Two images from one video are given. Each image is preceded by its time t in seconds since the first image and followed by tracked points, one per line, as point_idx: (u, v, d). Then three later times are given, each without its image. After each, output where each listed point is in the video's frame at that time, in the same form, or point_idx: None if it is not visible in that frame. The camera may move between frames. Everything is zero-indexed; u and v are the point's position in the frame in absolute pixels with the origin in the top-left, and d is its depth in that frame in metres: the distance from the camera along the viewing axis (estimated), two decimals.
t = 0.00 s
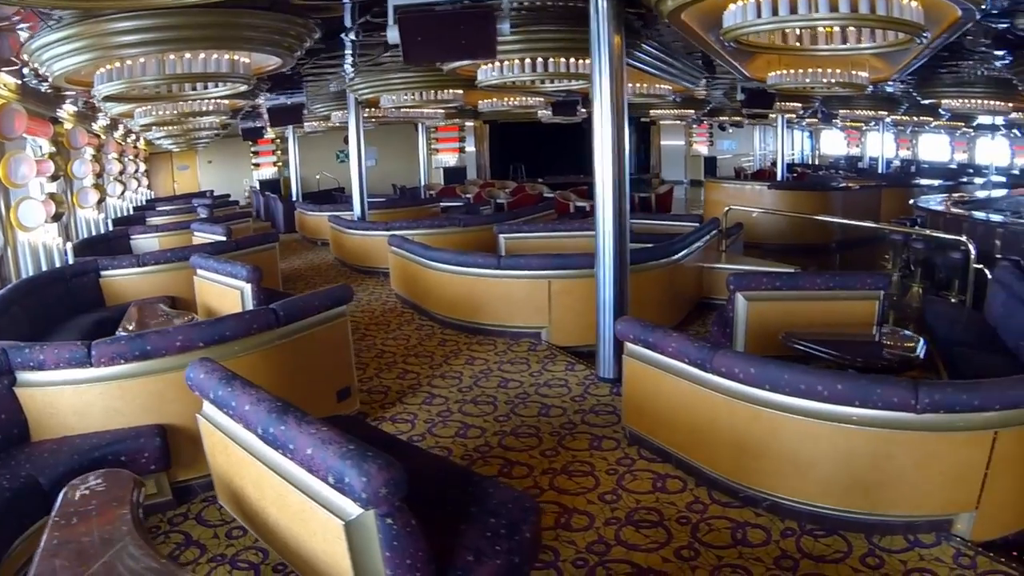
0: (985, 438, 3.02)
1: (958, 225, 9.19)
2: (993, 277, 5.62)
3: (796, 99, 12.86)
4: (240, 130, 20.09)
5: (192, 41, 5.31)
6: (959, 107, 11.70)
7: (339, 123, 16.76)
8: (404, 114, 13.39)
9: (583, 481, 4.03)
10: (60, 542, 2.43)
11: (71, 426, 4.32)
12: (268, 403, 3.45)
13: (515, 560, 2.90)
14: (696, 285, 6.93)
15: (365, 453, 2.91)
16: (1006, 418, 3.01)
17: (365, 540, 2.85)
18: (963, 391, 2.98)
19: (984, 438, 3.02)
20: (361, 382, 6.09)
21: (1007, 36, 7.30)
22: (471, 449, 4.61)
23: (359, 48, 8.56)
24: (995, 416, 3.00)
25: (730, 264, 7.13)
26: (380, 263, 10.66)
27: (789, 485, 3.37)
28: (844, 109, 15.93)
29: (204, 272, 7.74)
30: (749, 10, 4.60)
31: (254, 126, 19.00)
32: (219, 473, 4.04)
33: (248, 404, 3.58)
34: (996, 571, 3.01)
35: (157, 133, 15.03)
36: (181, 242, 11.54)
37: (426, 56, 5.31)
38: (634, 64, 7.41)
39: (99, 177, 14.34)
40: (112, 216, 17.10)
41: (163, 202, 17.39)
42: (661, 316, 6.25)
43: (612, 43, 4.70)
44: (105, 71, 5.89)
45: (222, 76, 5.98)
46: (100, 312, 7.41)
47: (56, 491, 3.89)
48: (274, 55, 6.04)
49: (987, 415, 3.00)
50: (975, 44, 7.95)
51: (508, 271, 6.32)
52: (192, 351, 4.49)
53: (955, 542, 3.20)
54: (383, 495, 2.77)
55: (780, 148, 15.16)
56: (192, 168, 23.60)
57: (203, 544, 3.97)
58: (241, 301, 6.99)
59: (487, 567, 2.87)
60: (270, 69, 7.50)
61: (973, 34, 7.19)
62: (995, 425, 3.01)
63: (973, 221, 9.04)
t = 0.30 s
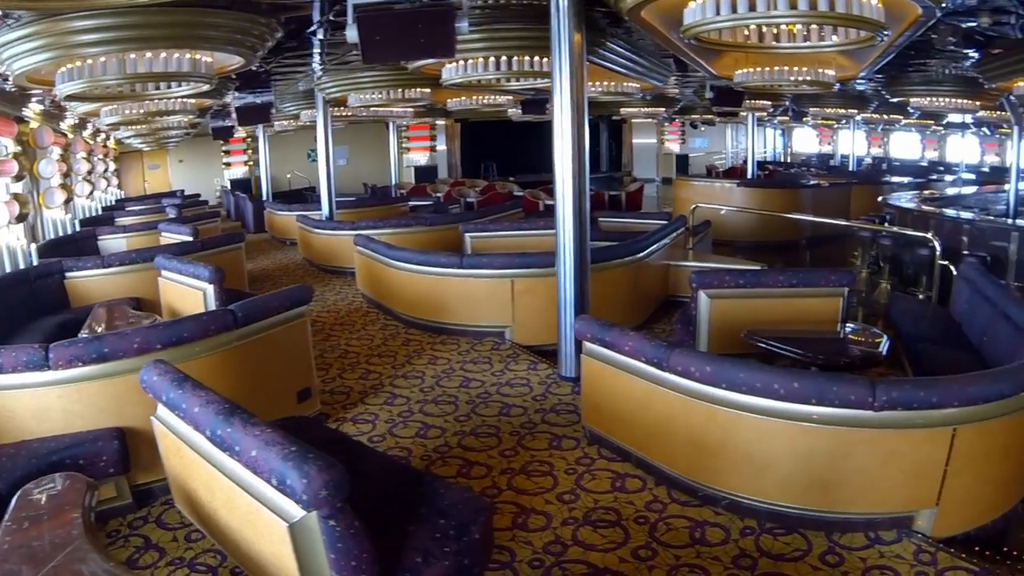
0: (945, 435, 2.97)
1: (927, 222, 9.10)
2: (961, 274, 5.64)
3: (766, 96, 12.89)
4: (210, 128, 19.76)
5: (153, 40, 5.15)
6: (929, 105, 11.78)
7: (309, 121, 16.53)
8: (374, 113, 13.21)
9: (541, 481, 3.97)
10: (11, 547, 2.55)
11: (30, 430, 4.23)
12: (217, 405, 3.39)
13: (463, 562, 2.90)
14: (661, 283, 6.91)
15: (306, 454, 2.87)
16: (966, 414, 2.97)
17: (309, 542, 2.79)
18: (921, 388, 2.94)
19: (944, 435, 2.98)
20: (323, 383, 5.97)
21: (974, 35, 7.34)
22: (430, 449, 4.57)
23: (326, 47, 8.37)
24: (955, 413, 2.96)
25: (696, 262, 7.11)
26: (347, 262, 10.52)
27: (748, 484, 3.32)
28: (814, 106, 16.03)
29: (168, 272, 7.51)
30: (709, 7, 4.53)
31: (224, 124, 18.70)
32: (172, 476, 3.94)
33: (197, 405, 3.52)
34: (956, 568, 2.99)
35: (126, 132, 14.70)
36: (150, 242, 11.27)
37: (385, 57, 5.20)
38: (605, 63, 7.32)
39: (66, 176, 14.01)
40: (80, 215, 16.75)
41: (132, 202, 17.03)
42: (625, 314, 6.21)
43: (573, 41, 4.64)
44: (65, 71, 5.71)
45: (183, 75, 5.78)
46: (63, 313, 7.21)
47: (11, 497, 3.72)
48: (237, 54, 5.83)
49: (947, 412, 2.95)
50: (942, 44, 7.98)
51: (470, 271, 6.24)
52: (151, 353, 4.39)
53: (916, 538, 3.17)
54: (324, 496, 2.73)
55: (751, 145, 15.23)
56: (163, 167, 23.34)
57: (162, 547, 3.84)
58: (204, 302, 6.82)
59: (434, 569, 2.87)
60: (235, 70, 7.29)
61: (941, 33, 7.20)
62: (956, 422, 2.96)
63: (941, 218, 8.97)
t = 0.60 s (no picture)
0: (911, 437, 2.90)
1: (896, 222, 9.05)
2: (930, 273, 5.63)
3: (736, 97, 12.93)
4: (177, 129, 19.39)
5: (113, 42, 4.97)
6: (899, 104, 11.84)
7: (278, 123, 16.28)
8: (343, 114, 13.03)
9: (502, 486, 3.88)
10: None
11: None
12: (165, 415, 3.26)
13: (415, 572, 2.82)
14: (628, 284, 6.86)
15: (249, 465, 2.75)
16: (933, 416, 2.89)
17: (254, 554, 2.67)
18: (886, 390, 2.86)
19: (910, 437, 2.90)
20: (284, 388, 5.82)
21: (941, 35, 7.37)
22: (391, 454, 4.47)
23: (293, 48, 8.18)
24: (921, 415, 2.89)
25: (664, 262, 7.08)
26: (313, 265, 10.34)
27: (711, 489, 3.22)
28: (784, 106, 16.14)
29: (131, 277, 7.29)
30: (670, 6, 4.42)
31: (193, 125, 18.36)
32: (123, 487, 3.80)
33: (146, 415, 3.38)
34: (923, 571, 2.91)
35: (92, 134, 14.28)
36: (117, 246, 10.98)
37: (342, 58, 5.05)
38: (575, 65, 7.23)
39: (30, 179, 13.62)
40: (46, 219, 16.31)
41: (100, 204, 16.62)
42: (591, 316, 6.15)
43: (534, 40, 4.55)
44: (24, 72, 5.51)
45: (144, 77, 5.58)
46: (24, 320, 6.96)
47: None
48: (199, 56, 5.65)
49: (913, 414, 2.88)
50: (909, 44, 8.03)
51: (434, 273, 6.13)
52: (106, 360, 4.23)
53: (883, 542, 3.07)
54: (268, 508, 2.61)
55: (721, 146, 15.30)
56: (132, 168, 22.50)
57: (120, 557, 3.66)
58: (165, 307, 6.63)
59: None
60: (196, 72, 7.09)
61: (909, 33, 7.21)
62: (922, 424, 2.89)
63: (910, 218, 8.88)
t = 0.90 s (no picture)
0: (886, 446, 2.80)
1: (870, 222, 9.09)
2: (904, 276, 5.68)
3: (710, 98, 12.93)
4: (148, 132, 19.01)
5: (74, 45, 4.74)
6: (873, 106, 11.87)
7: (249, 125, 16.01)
8: (315, 117, 12.80)
9: (466, 497, 3.76)
10: None
11: None
12: (110, 429, 3.09)
13: None
14: (599, 288, 6.79)
15: (189, 484, 2.60)
16: (907, 423, 2.80)
17: None
18: (859, 398, 2.76)
19: (884, 445, 2.80)
20: (247, 397, 5.65)
21: (916, 36, 7.34)
22: (354, 465, 4.33)
23: (261, 50, 7.97)
24: (895, 423, 2.79)
25: (636, 265, 7.01)
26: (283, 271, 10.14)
27: (680, 501, 3.09)
28: (759, 107, 16.18)
29: (94, 284, 7.04)
30: (636, 3, 4.12)
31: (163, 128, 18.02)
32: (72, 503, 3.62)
33: (93, 429, 3.20)
34: None
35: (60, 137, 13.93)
36: (84, 252, 10.70)
37: (304, 60, 4.82)
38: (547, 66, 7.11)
39: None
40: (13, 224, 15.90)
41: (70, 208, 16.24)
42: (560, 322, 6.05)
43: (500, 41, 4.42)
44: None
45: (104, 80, 5.34)
46: None
47: None
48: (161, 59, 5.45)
49: (887, 421, 2.78)
50: (882, 44, 8.01)
51: (401, 278, 6.00)
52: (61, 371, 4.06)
53: (858, 552, 2.99)
54: (208, 530, 2.46)
55: (696, 147, 15.29)
56: (104, 172, 21.88)
57: None
58: (128, 315, 6.40)
59: None
60: (160, 75, 6.87)
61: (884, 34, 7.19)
62: (896, 431, 2.79)
63: (884, 218, 8.86)
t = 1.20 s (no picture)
0: (868, 460, 2.70)
1: (850, 225, 9.02)
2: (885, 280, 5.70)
3: (688, 100, 12.89)
4: (121, 136, 18.63)
5: (37, 47, 4.57)
6: (852, 108, 11.87)
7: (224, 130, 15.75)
8: (290, 122, 12.59)
9: (434, 514, 3.61)
10: None
11: None
12: (55, 452, 2.91)
13: None
14: (575, 293, 6.70)
15: (130, 512, 2.45)
16: (890, 437, 2.71)
17: None
18: (840, 411, 2.64)
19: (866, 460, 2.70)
20: (214, 409, 5.44)
21: (896, 37, 7.30)
22: (321, 480, 4.17)
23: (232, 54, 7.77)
24: (877, 436, 2.69)
25: (613, 270, 6.91)
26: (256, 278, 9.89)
27: (653, 517, 2.96)
28: (738, 109, 16.19)
29: (59, 293, 6.78)
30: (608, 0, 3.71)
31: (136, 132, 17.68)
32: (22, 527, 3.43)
33: (38, 451, 3.02)
34: None
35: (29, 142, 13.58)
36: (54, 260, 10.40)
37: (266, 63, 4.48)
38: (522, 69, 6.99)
39: None
40: None
41: (42, 214, 15.85)
42: (535, 329, 5.95)
43: (469, 43, 4.23)
44: None
45: (66, 84, 5.19)
46: None
47: None
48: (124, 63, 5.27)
49: (869, 435, 2.68)
50: (860, 45, 7.98)
51: (371, 286, 5.83)
52: (16, 388, 3.88)
53: (839, 569, 2.86)
54: (149, 563, 2.30)
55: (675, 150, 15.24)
56: (80, 177, 20.96)
57: None
58: (93, 326, 6.14)
59: None
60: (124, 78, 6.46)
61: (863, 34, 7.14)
62: (879, 445, 2.69)
63: (864, 221, 8.84)
